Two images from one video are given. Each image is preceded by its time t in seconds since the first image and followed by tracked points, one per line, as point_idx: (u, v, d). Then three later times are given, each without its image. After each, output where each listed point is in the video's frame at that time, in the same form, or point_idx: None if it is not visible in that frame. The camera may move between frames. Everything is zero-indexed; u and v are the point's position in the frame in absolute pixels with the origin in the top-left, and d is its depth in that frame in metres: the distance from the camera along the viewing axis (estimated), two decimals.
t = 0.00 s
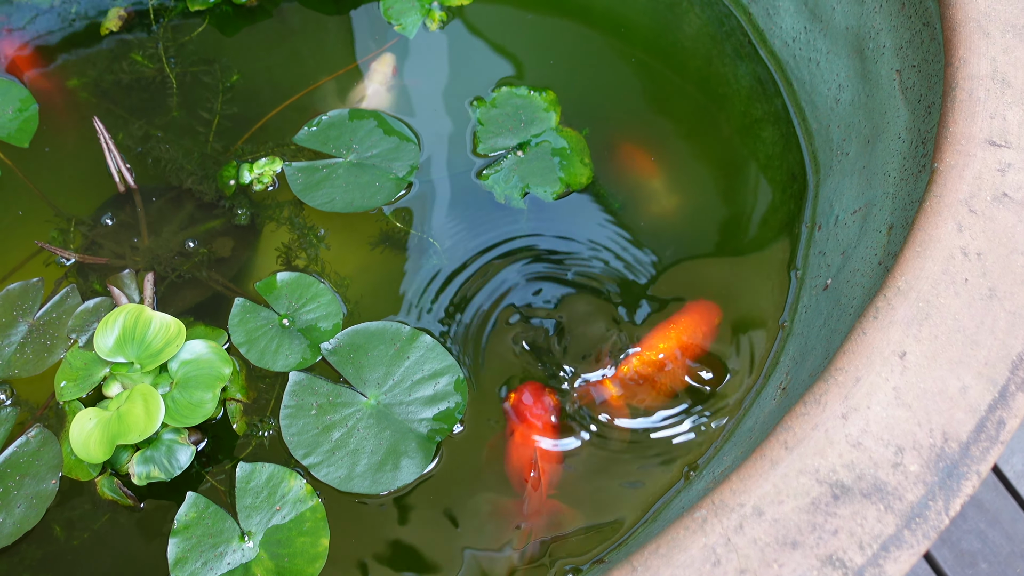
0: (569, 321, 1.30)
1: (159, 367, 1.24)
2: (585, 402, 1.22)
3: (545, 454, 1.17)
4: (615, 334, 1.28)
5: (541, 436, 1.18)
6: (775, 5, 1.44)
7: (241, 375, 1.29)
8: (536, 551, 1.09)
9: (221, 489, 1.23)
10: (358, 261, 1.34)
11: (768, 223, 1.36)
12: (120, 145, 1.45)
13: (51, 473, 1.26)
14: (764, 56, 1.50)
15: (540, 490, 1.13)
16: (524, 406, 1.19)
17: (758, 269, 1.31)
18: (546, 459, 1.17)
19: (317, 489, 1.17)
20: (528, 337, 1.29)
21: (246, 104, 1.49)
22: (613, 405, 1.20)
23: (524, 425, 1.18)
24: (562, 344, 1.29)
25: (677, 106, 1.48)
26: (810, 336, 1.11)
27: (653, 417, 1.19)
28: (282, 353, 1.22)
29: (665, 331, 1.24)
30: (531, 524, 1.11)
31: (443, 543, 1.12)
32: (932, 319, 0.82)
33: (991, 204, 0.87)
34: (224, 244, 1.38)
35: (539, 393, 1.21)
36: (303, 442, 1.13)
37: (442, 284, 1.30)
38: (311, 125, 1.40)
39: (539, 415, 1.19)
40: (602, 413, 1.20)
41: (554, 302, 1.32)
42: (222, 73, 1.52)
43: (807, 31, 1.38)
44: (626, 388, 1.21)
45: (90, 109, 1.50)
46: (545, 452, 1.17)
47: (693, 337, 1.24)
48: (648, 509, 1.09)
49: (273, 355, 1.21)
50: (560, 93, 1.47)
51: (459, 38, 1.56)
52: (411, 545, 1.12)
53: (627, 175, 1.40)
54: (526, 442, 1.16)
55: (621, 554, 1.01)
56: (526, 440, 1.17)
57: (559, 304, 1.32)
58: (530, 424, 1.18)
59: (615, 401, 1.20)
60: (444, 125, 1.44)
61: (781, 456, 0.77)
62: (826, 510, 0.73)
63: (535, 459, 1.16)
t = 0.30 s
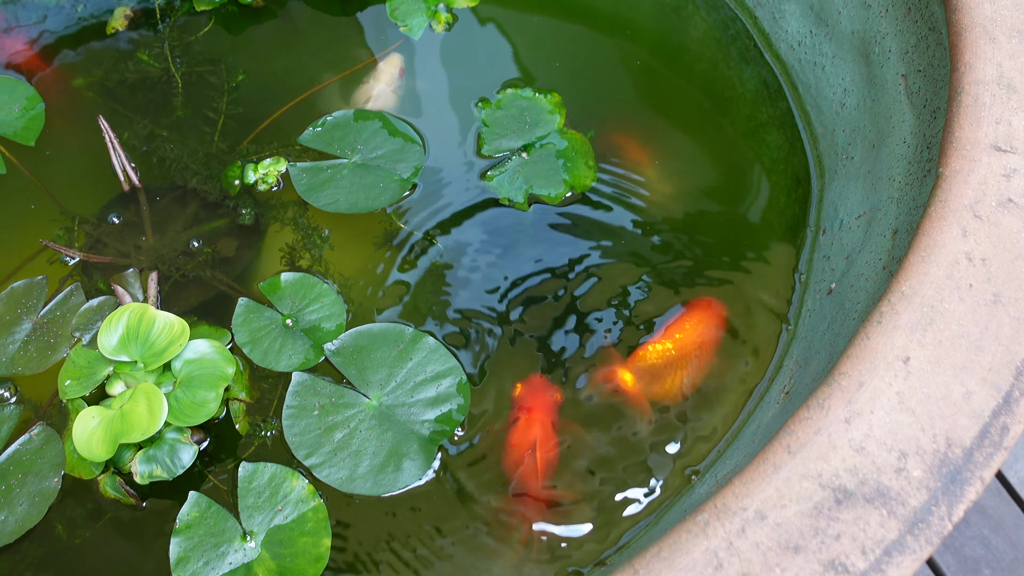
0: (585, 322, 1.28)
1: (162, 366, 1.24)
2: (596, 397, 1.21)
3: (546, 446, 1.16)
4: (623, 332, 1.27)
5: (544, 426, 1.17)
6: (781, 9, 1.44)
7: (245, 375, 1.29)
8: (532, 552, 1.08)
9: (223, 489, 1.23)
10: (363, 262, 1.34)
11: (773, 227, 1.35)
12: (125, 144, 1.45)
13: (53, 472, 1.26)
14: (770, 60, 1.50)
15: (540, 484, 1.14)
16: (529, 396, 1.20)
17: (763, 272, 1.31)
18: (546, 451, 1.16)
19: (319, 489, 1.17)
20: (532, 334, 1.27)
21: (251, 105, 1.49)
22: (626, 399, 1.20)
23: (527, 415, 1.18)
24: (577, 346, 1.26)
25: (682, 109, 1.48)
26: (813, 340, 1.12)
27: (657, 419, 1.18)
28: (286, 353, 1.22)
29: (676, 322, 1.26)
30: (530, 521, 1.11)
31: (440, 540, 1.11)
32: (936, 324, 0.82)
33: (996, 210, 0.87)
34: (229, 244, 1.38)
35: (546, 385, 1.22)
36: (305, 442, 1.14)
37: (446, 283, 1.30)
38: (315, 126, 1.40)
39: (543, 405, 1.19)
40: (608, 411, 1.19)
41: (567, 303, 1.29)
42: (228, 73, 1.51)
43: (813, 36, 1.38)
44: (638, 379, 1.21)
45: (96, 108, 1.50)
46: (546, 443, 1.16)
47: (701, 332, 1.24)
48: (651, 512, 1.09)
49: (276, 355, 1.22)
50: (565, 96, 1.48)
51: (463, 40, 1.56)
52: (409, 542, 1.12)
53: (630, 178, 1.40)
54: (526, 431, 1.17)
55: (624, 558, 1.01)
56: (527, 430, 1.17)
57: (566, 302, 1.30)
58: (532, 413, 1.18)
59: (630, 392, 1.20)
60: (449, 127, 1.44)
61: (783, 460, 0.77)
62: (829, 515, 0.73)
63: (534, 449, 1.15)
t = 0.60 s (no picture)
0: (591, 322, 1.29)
1: (167, 360, 1.25)
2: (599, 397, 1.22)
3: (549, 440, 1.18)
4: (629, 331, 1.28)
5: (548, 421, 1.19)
6: (790, 15, 1.45)
7: (249, 370, 1.30)
8: (532, 551, 1.09)
9: (225, 484, 1.24)
10: (369, 260, 1.34)
11: (779, 230, 1.34)
12: (134, 139, 1.46)
13: (57, 463, 1.28)
14: (778, 66, 1.50)
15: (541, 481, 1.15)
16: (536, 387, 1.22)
17: (769, 277, 1.30)
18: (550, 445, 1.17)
19: (321, 486, 1.18)
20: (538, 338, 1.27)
21: (260, 102, 1.50)
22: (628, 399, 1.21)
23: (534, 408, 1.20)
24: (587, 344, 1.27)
25: (690, 114, 1.47)
26: (817, 346, 1.12)
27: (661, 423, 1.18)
28: (290, 350, 1.23)
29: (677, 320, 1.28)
30: (531, 520, 1.12)
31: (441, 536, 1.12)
32: (941, 332, 0.82)
33: (1003, 219, 0.87)
34: (236, 241, 1.39)
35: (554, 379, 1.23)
36: (309, 439, 1.14)
37: (452, 285, 1.30)
38: (324, 124, 1.41)
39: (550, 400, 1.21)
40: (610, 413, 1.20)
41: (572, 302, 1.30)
42: (237, 70, 1.52)
43: (822, 42, 1.38)
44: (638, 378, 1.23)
45: (105, 103, 1.51)
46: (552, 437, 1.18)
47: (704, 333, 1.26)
48: (653, 514, 1.09)
49: (281, 351, 1.22)
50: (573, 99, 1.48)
51: (473, 40, 1.57)
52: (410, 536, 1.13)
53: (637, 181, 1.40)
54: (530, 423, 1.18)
55: (626, 561, 1.01)
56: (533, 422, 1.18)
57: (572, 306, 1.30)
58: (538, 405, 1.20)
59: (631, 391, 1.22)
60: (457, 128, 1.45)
61: (786, 465, 0.77)
62: (830, 521, 0.73)
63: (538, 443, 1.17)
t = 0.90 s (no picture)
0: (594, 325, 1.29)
1: (176, 348, 1.26)
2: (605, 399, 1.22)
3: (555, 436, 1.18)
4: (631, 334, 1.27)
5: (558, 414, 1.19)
6: (806, 26, 1.46)
7: (256, 360, 1.31)
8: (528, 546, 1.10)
9: (229, 472, 1.24)
10: (379, 256, 1.35)
11: (787, 240, 1.35)
12: (149, 128, 1.47)
13: (63, 446, 1.29)
14: (792, 76, 1.51)
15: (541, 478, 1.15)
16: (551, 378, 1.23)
17: (777, 286, 1.31)
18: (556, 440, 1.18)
19: (324, 477, 1.19)
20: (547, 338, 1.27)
21: (276, 95, 1.51)
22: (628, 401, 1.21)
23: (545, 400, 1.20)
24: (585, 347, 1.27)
25: (703, 122, 1.48)
26: (822, 356, 1.13)
27: (666, 427, 1.18)
28: (298, 342, 1.24)
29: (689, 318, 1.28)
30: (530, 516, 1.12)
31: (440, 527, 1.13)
32: (948, 345, 0.82)
33: (1013, 235, 0.88)
34: (246, 231, 1.40)
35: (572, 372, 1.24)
36: (315, 430, 1.16)
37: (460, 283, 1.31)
38: (338, 119, 1.41)
39: (562, 394, 1.21)
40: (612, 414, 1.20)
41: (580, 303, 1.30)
42: (254, 63, 1.53)
43: (837, 55, 1.39)
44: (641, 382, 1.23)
45: (121, 91, 1.52)
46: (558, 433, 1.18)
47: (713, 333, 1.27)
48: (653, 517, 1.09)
49: (289, 343, 1.24)
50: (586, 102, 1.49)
51: (488, 40, 1.57)
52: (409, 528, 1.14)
53: (648, 186, 1.41)
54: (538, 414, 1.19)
55: (626, 561, 1.01)
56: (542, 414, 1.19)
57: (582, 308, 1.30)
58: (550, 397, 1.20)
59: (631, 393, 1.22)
60: (470, 127, 1.45)
61: (790, 472, 0.78)
62: (832, 528, 0.74)
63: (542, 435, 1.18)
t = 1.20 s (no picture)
0: (602, 332, 1.29)
1: (189, 330, 1.28)
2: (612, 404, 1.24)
3: (565, 435, 1.21)
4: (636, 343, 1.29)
5: (572, 412, 1.22)
6: (827, 43, 1.46)
7: (268, 347, 1.32)
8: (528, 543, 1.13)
9: (236, 456, 1.26)
10: (393, 250, 1.36)
11: (797, 252, 1.36)
12: (171, 111, 1.48)
13: (73, 422, 1.30)
14: (811, 92, 1.52)
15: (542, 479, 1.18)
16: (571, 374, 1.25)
17: (785, 299, 1.32)
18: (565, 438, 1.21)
19: (330, 466, 1.20)
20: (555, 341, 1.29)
21: (299, 86, 1.52)
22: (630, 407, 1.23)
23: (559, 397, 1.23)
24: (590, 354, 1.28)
25: (720, 134, 1.48)
26: (829, 370, 1.14)
27: (667, 434, 1.20)
28: (310, 330, 1.26)
29: (704, 323, 1.30)
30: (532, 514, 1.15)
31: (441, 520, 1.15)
32: (956, 363, 0.83)
33: None
34: (263, 219, 1.41)
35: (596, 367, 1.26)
36: (323, 418, 1.18)
37: (472, 281, 1.32)
38: (359, 112, 1.42)
39: (579, 392, 1.24)
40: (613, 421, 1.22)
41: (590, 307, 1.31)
42: (279, 52, 1.54)
43: (857, 72, 1.40)
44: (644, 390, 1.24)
45: (146, 74, 1.54)
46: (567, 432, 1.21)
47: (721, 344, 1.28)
48: (651, 522, 1.12)
49: (301, 331, 1.25)
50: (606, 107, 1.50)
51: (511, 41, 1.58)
52: (409, 522, 1.16)
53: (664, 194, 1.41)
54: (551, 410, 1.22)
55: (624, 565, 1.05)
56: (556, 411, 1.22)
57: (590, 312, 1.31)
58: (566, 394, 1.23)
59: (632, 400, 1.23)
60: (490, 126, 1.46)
61: (795, 479, 0.79)
62: (834, 537, 0.75)
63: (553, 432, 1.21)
